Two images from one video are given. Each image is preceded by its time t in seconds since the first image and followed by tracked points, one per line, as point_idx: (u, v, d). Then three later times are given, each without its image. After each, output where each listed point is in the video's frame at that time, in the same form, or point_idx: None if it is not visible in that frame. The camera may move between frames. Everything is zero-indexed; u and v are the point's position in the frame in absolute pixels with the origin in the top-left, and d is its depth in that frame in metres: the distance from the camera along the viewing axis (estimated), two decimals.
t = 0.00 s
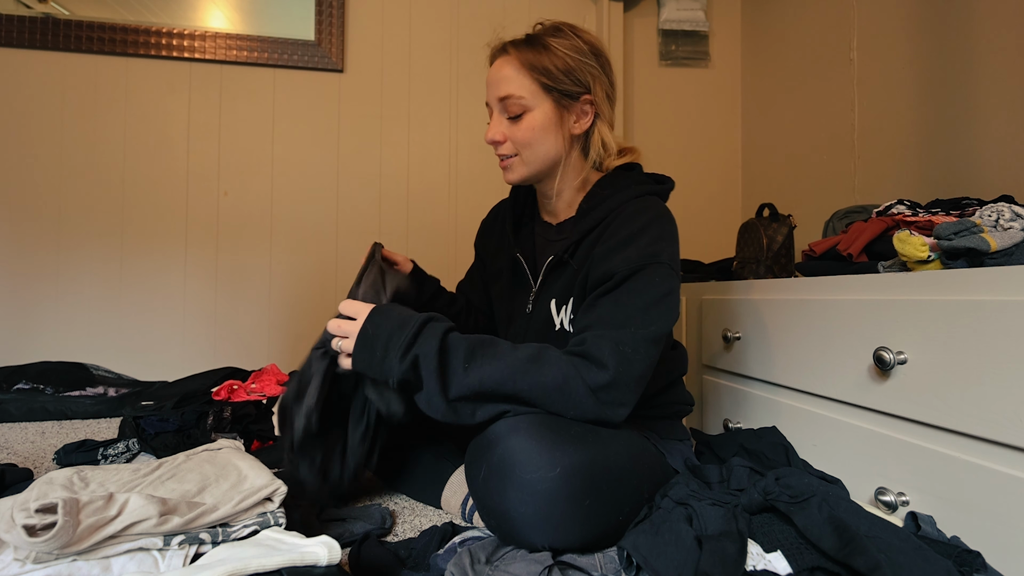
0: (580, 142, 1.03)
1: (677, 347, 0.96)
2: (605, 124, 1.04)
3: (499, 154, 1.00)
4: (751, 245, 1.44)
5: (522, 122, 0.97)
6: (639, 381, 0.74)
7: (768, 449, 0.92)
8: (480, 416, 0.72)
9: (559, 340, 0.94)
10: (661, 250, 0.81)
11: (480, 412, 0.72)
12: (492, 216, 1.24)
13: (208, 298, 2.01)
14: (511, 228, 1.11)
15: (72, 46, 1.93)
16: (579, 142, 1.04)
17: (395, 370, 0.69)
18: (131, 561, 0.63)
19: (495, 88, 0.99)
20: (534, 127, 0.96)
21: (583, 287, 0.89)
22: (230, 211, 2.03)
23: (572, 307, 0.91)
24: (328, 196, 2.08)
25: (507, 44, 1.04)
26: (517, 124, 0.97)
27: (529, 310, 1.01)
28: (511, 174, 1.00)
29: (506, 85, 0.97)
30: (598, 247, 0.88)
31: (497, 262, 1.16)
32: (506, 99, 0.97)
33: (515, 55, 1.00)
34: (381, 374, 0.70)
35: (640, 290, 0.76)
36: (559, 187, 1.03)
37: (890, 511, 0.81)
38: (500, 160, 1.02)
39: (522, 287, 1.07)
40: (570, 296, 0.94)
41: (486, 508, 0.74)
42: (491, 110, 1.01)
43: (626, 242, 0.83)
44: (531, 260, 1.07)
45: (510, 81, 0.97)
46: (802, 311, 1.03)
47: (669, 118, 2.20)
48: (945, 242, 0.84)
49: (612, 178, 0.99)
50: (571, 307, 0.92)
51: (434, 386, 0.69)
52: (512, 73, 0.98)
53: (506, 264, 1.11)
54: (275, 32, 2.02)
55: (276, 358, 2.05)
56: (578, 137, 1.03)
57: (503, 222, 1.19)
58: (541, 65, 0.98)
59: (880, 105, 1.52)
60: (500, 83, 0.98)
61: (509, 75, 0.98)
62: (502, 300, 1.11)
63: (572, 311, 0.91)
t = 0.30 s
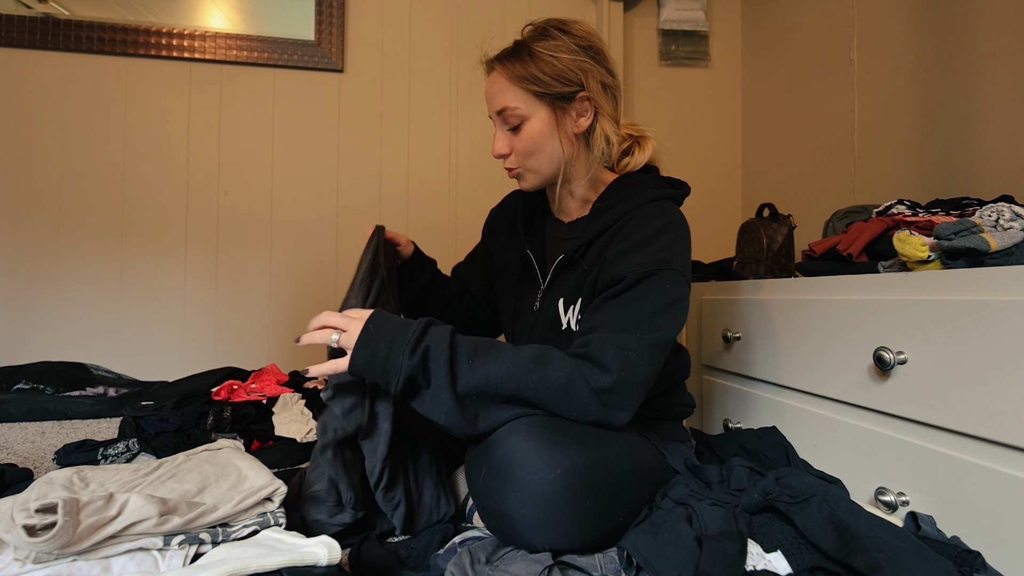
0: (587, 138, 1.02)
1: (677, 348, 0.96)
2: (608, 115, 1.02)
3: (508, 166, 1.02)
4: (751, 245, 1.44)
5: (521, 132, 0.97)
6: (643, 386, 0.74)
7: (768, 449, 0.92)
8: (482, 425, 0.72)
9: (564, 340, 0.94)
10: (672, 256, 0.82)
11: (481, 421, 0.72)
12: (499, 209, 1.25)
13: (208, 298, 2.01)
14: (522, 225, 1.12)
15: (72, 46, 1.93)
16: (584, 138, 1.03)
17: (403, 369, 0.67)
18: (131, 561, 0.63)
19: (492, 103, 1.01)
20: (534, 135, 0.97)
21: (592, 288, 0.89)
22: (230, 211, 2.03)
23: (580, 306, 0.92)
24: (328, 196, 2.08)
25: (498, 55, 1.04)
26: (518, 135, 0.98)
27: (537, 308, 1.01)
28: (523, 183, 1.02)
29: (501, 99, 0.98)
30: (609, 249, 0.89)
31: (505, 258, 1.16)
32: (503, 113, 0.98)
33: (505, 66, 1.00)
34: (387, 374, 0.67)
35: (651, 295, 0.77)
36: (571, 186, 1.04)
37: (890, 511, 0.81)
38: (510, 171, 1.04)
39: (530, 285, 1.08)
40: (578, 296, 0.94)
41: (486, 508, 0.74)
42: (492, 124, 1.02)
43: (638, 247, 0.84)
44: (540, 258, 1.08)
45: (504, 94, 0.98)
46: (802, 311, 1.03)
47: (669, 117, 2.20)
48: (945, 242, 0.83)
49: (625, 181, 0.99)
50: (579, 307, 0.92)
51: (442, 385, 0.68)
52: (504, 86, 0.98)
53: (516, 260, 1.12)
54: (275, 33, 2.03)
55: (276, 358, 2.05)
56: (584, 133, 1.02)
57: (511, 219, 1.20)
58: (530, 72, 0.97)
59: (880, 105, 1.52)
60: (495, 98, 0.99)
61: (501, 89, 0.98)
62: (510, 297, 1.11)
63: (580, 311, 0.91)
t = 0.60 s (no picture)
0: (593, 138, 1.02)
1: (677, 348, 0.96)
2: (613, 115, 1.02)
3: (516, 168, 1.02)
4: (751, 245, 1.44)
5: (529, 135, 0.97)
6: (646, 390, 0.73)
7: (768, 449, 0.92)
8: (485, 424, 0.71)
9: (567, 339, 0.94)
10: (677, 259, 0.82)
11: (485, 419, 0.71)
12: (501, 204, 1.25)
13: (207, 298, 2.01)
14: (527, 223, 1.12)
15: (72, 46, 1.93)
16: (589, 138, 1.03)
17: (414, 363, 0.64)
18: (131, 561, 0.63)
19: (497, 107, 1.01)
20: (542, 138, 0.97)
21: (596, 288, 0.89)
22: (230, 211, 2.03)
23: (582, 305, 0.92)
24: (328, 196, 2.08)
25: (501, 59, 1.04)
26: (526, 138, 0.98)
27: (539, 307, 1.01)
28: (532, 184, 1.02)
29: (507, 102, 0.98)
30: (613, 249, 0.89)
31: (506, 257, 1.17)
32: (509, 116, 0.98)
33: (509, 69, 1.00)
34: (397, 367, 0.65)
35: (657, 298, 0.77)
36: (579, 187, 1.04)
37: (890, 511, 0.81)
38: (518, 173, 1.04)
39: (532, 283, 1.08)
40: (581, 295, 0.94)
41: (486, 508, 0.74)
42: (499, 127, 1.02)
43: (642, 248, 0.84)
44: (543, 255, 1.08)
45: (510, 97, 0.98)
46: (802, 311, 1.03)
47: (669, 117, 2.20)
48: (945, 242, 0.84)
49: (630, 181, 0.99)
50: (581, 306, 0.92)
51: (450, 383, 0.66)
52: (510, 89, 0.98)
53: (519, 257, 1.12)
54: (275, 33, 2.03)
55: (276, 358, 2.05)
56: (590, 134, 1.02)
57: (514, 217, 1.20)
58: (535, 74, 0.97)
59: (880, 105, 1.52)
60: (501, 101, 0.99)
61: (507, 92, 0.98)
62: (511, 295, 1.12)
63: (583, 310, 0.91)
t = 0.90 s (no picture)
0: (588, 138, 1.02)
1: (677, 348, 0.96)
2: (607, 115, 1.02)
3: (513, 171, 1.03)
4: (751, 245, 1.44)
5: (524, 138, 0.98)
6: (648, 389, 0.74)
7: (768, 449, 0.92)
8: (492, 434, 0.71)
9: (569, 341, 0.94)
10: (678, 258, 0.82)
11: (493, 425, 0.71)
12: (501, 207, 1.25)
13: (207, 298, 2.01)
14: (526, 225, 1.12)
15: (72, 46, 1.93)
16: (584, 138, 1.03)
17: (428, 371, 0.67)
18: (131, 561, 0.63)
19: (492, 111, 1.01)
20: (536, 141, 0.97)
21: (598, 289, 0.89)
22: (230, 211, 2.03)
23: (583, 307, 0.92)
24: (328, 196, 2.08)
25: (494, 61, 1.04)
26: (520, 141, 0.98)
27: (539, 308, 1.01)
28: (529, 186, 1.03)
29: (501, 105, 0.98)
30: (614, 250, 0.89)
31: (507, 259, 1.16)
32: (503, 119, 0.98)
33: (502, 72, 0.99)
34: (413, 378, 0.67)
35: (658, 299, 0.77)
36: (576, 188, 1.05)
37: (890, 511, 0.81)
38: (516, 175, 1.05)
39: (533, 285, 1.08)
40: (581, 297, 0.94)
41: (486, 508, 0.73)
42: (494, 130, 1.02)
43: (643, 249, 0.84)
44: (544, 257, 1.08)
45: (503, 100, 0.98)
46: (802, 311, 1.03)
47: (669, 117, 2.20)
48: (945, 242, 0.84)
49: (629, 180, 0.99)
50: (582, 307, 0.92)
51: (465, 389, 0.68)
52: (503, 92, 0.98)
53: (519, 259, 1.12)
54: (275, 33, 2.03)
55: (276, 358, 2.05)
56: (585, 134, 1.02)
57: (514, 219, 1.19)
58: (527, 77, 0.97)
59: (880, 105, 1.52)
60: (495, 105, 0.99)
61: (500, 96, 0.98)
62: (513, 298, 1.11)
63: (584, 311, 0.91)
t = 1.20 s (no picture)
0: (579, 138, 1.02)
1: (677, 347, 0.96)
2: (597, 115, 1.02)
3: (508, 175, 1.02)
4: (751, 245, 1.44)
5: (517, 141, 0.97)
6: (650, 383, 0.74)
7: (768, 449, 0.92)
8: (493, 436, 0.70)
9: (568, 341, 0.94)
10: (672, 250, 0.82)
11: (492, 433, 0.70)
12: (499, 215, 1.25)
13: (207, 298, 2.01)
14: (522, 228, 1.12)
15: (72, 46, 1.93)
16: (576, 138, 1.02)
17: (415, 411, 0.68)
18: (131, 561, 0.63)
19: (483, 117, 1.01)
20: (529, 144, 0.97)
21: (594, 285, 0.89)
22: (230, 211, 2.03)
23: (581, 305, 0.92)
24: (328, 196, 2.08)
25: (481, 68, 1.04)
26: (513, 145, 0.98)
27: (541, 310, 1.02)
28: (524, 189, 1.02)
29: (492, 110, 0.98)
30: (609, 246, 0.89)
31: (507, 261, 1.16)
32: (495, 124, 0.98)
33: (491, 77, 0.99)
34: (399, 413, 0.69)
35: (652, 291, 0.77)
36: (569, 189, 1.04)
37: (890, 511, 0.81)
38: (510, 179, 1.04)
39: (534, 288, 1.08)
40: (578, 295, 0.94)
41: (487, 507, 0.73)
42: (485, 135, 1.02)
43: (638, 243, 0.84)
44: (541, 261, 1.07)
45: (494, 105, 0.98)
46: (802, 311, 1.03)
47: (669, 117, 2.20)
48: (945, 242, 0.84)
49: (622, 177, 0.99)
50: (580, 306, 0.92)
51: (453, 423, 0.69)
52: (493, 97, 0.98)
53: (518, 263, 1.12)
54: (275, 32, 2.03)
55: (276, 358, 2.05)
56: (576, 135, 1.02)
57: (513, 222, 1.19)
58: (516, 81, 0.97)
59: (880, 105, 1.52)
60: (486, 110, 0.99)
61: (491, 101, 0.98)
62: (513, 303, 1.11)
63: (580, 309, 0.91)
